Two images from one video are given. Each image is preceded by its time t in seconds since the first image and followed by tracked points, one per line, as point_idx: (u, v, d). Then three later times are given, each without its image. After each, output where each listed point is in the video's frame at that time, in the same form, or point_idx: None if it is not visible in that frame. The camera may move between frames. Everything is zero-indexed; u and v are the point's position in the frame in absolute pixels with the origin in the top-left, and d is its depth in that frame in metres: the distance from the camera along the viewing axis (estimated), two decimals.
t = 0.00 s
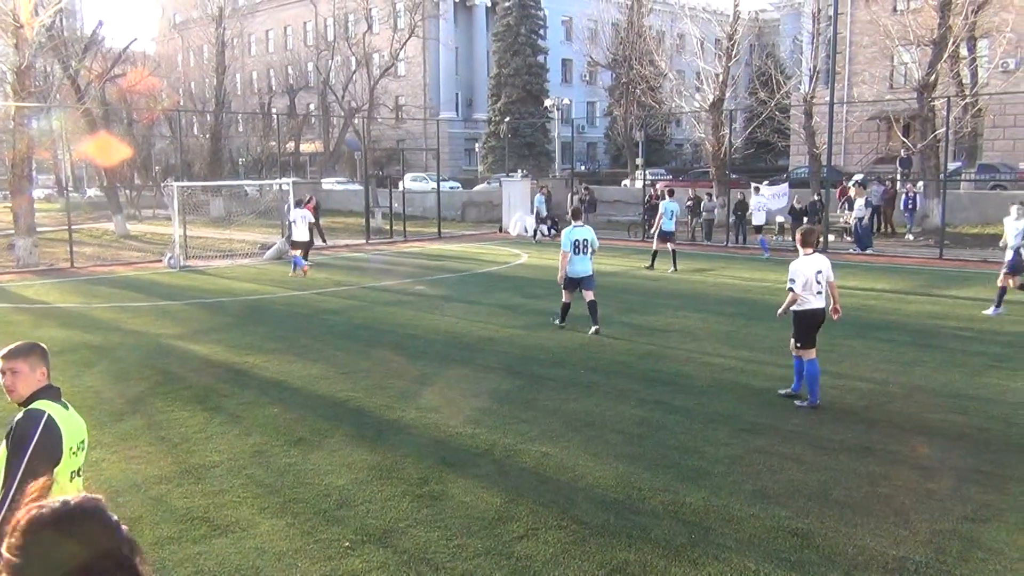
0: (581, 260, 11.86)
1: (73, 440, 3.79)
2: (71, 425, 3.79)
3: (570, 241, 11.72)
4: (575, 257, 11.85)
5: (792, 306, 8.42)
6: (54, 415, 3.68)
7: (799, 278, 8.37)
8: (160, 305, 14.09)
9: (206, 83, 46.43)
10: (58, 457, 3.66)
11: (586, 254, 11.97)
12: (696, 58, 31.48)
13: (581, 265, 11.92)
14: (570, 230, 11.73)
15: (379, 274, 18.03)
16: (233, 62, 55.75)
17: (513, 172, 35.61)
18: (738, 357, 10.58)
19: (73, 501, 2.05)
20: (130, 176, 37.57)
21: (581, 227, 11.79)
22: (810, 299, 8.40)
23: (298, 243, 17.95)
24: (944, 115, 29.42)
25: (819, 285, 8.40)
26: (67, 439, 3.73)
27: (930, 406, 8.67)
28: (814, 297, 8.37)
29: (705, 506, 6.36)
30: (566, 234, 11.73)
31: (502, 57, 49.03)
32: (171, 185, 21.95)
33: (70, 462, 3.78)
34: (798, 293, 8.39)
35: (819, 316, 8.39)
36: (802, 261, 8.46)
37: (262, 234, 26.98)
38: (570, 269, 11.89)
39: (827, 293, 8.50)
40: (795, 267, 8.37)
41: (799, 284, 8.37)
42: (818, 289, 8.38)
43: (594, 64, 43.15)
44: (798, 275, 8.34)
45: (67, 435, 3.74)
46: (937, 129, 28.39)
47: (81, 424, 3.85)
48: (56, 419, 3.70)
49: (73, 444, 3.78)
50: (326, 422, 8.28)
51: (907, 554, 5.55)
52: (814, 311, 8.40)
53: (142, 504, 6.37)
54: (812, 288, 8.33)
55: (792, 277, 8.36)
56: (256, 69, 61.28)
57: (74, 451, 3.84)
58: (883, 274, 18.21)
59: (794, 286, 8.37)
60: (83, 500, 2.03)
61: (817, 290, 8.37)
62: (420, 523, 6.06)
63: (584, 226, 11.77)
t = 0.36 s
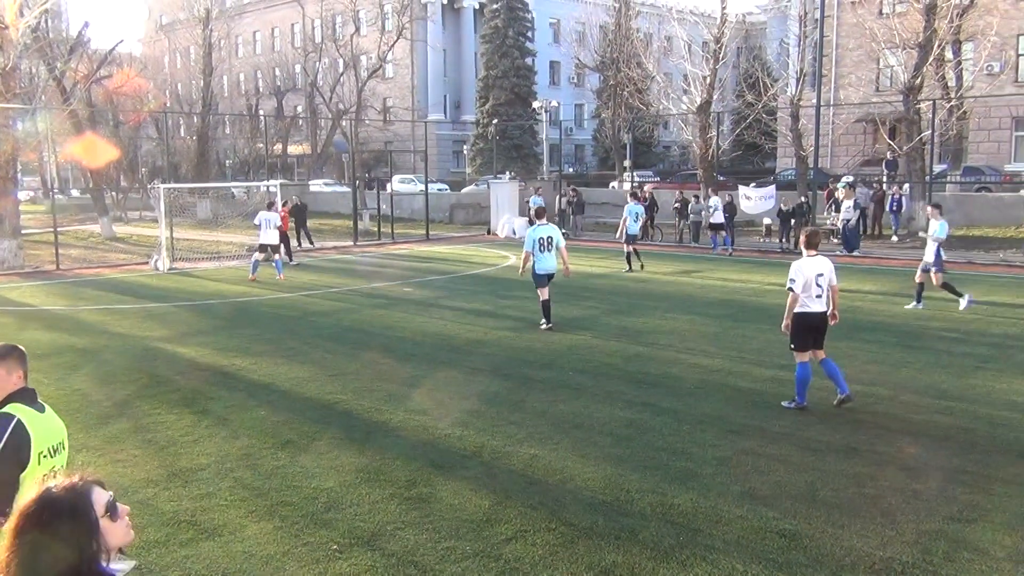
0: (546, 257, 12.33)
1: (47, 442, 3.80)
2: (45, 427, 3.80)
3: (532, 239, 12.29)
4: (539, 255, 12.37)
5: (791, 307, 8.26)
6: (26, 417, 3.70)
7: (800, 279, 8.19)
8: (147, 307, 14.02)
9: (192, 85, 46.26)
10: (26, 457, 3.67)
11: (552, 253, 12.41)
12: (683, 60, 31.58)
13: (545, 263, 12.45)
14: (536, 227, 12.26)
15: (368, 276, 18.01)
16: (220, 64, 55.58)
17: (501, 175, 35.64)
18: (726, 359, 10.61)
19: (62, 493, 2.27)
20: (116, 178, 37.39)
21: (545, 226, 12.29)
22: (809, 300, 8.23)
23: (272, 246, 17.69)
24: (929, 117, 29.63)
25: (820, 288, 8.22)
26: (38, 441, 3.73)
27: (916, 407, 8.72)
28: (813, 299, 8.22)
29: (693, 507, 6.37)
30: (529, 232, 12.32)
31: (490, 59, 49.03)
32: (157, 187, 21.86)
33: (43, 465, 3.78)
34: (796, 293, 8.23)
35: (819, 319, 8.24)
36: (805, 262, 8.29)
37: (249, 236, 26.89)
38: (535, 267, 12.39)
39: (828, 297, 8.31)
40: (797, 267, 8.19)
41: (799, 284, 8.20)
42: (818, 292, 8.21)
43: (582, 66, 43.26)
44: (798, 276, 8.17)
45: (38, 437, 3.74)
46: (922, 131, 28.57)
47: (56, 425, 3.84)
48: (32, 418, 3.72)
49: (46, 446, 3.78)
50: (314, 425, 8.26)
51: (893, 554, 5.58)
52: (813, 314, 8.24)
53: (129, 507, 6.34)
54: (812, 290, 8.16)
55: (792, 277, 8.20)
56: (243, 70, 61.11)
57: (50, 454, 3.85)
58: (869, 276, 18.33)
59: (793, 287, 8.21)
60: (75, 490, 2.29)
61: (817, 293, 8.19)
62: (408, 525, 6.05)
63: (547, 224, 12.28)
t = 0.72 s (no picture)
0: (513, 258, 12.69)
1: None
2: None
3: (499, 241, 12.59)
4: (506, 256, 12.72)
5: (793, 309, 8.29)
6: None
7: (802, 280, 8.23)
8: (132, 311, 13.92)
9: (177, 86, 46.07)
10: None
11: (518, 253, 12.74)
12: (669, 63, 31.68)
13: (513, 263, 12.79)
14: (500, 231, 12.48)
15: (354, 279, 17.98)
16: (205, 66, 55.39)
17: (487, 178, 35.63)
18: (711, 361, 10.63)
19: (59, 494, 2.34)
20: (99, 181, 37.16)
21: (511, 229, 12.55)
22: (813, 302, 8.21)
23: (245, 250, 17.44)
24: (913, 121, 29.84)
25: (824, 290, 8.19)
26: None
27: (900, 409, 8.78)
28: (817, 301, 8.19)
29: (679, 509, 6.38)
30: (496, 234, 12.59)
31: (477, 61, 48.99)
32: (141, 189, 21.74)
33: None
34: (799, 295, 8.24)
35: (822, 321, 8.17)
36: (811, 265, 8.32)
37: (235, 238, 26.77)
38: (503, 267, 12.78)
39: (835, 301, 8.24)
40: (799, 268, 8.25)
41: (802, 286, 8.23)
42: (822, 295, 8.18)
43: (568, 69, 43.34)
44: (801, 277, 8.20)
45: None
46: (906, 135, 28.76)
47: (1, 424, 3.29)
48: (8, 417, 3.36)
49: None
50: (301, 428, 8.23)
51: (878, 556, 5.60)
52: (817, 316, 8.19)
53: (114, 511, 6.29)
54: (814, 291, 8.15)
55: (795, 278, 8.24)
56: (229, 72, 60.88)
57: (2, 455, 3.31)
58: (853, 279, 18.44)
59: (796, 288, 8.25)
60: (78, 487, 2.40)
61: (820, 294, 8.17)
62: (395, 529, 6.04)
63: (513, 226, 12.53)
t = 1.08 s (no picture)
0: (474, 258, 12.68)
1: None
2: None
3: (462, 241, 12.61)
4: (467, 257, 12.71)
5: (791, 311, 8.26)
6: None
7: (800, 281, 8.19)
8: (113, 314, 13.81)
9: (158, 88, 45.75)
10: None
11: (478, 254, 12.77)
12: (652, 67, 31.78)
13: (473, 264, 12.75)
14: (464, 233, 12.44)
15: (337, 283, 17.92)
16: (186, 68, 55.10)
17: (471, 181, 35.64)
18: (694, 364, 10.66)
19: (19, 511, 2.04)
20: (79, 184, 36.86)
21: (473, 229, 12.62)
22: (811, 304, 8.15)
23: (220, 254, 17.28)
24: (894, 125, 30.07)
25: (822, 292, 8.12)
26: None
27: (881, 411, 8.83)
28: (815, 303, 8.12)
29: (663, 512, 6.39)
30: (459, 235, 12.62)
31: (460, 65, 48.99)
32: (121, 192, 21.58)
33: None
34: (798, 297, 8.20)
35: (820, 323, 8.09)
36: (812, 268, 8.28)
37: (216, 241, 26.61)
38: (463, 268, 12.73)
39: (836, 303, 8.14)
40: (798, 269, 8.23)
41: (801, 288, 8.20)
42: (821, 296, 8.10)
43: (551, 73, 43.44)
44: (800, 279, 8.18)
45: None
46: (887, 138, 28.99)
47: None
48: None
49: None
50: (283, 432, 8.18)
51: (860, 558, 5.62)
52: (815, 318, 8.12)
53: (92, 517, 6.22)
54: (812, 292, 8.10)
55: (794, 280, 8.22)
56: (210, 75, 60.59)
57: None
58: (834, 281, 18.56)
59: (794, 290, 8.23)
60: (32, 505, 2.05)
61: (818, 296, 8.10)
62: (377, 533, 6.01)
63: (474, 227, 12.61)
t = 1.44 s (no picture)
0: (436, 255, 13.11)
1: None
2: None
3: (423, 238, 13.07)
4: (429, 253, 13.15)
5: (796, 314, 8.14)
6: None
7: (806, 285, 8.06)
8: (97, 315, 13.71)
9: (143, 87, 45.50)
10: None
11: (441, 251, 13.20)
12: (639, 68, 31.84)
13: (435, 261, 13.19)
14: (427, 229, 12.91)
15: (324, 283, 17.87)
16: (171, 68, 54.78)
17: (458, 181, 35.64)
18: (681, 364, 10.69)
19: None
20: (62, 184, 36.55)
21: (434, 227, 13.08)
22: (816, 308, 8.05)
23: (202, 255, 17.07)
24: (879, 126, 30.30)
25: (827, 296, 8.03)
26: None
27: (867, 410, 8.88)
28: (820, 306, 8.03)
29: (650, 512, 6.40)
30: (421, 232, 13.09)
31: (448, 65, 48.96)
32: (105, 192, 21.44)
33: None
34: (802, 299, 8.08)
35: (825, 328, 8.03)
36: (816, 269, 8.15)
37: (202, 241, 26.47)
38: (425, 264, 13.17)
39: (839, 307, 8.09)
40: (804, 272, 8.07)
41: (806, 291, 8.07)
42: (826, 300, 8.01)
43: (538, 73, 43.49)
44: (806, 282, 8.04)
45: None
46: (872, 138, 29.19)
47: None
48: None
49: None
50: (270, 433, 8.15)
51: (846, 556, 5.65)
52: (820, 322, 8.04)
53: (77, 519, 6.18)
54: (818, 297, 8.00)
55: (800, 282, 8.07)
56: (195, 74, 60.23)
57: None
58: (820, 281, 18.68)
59: (800, 292, 8.09)
60: (2, 518, 2.46)
61: (823, 300, 8.01)
62: (365, 533, 6.00)
63: (436, 224, 13.08)
